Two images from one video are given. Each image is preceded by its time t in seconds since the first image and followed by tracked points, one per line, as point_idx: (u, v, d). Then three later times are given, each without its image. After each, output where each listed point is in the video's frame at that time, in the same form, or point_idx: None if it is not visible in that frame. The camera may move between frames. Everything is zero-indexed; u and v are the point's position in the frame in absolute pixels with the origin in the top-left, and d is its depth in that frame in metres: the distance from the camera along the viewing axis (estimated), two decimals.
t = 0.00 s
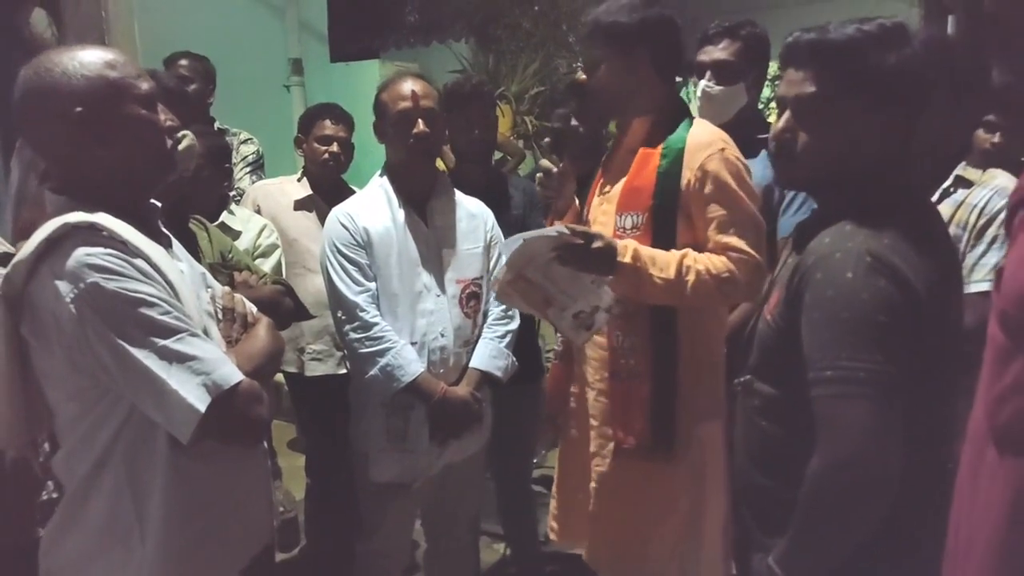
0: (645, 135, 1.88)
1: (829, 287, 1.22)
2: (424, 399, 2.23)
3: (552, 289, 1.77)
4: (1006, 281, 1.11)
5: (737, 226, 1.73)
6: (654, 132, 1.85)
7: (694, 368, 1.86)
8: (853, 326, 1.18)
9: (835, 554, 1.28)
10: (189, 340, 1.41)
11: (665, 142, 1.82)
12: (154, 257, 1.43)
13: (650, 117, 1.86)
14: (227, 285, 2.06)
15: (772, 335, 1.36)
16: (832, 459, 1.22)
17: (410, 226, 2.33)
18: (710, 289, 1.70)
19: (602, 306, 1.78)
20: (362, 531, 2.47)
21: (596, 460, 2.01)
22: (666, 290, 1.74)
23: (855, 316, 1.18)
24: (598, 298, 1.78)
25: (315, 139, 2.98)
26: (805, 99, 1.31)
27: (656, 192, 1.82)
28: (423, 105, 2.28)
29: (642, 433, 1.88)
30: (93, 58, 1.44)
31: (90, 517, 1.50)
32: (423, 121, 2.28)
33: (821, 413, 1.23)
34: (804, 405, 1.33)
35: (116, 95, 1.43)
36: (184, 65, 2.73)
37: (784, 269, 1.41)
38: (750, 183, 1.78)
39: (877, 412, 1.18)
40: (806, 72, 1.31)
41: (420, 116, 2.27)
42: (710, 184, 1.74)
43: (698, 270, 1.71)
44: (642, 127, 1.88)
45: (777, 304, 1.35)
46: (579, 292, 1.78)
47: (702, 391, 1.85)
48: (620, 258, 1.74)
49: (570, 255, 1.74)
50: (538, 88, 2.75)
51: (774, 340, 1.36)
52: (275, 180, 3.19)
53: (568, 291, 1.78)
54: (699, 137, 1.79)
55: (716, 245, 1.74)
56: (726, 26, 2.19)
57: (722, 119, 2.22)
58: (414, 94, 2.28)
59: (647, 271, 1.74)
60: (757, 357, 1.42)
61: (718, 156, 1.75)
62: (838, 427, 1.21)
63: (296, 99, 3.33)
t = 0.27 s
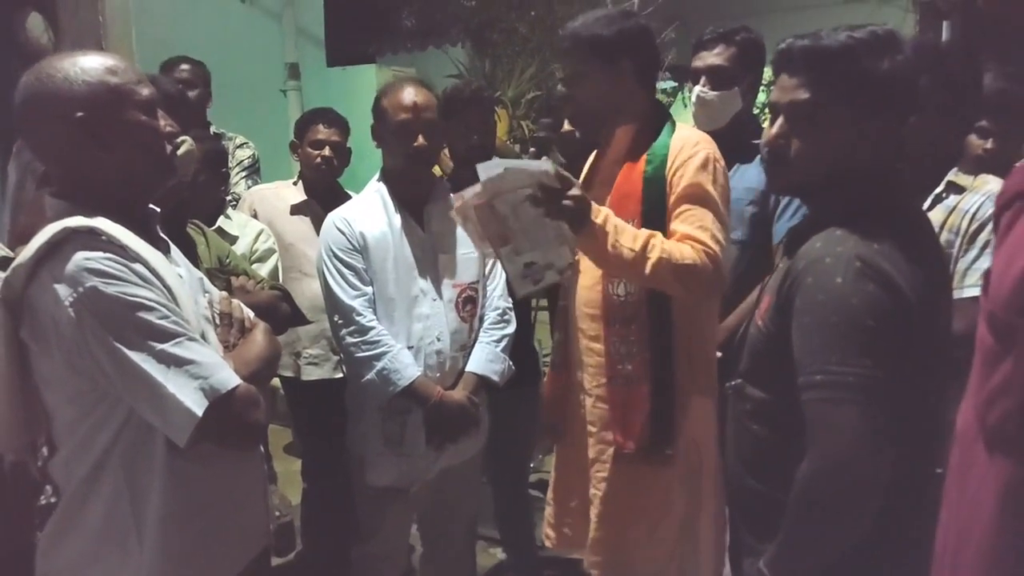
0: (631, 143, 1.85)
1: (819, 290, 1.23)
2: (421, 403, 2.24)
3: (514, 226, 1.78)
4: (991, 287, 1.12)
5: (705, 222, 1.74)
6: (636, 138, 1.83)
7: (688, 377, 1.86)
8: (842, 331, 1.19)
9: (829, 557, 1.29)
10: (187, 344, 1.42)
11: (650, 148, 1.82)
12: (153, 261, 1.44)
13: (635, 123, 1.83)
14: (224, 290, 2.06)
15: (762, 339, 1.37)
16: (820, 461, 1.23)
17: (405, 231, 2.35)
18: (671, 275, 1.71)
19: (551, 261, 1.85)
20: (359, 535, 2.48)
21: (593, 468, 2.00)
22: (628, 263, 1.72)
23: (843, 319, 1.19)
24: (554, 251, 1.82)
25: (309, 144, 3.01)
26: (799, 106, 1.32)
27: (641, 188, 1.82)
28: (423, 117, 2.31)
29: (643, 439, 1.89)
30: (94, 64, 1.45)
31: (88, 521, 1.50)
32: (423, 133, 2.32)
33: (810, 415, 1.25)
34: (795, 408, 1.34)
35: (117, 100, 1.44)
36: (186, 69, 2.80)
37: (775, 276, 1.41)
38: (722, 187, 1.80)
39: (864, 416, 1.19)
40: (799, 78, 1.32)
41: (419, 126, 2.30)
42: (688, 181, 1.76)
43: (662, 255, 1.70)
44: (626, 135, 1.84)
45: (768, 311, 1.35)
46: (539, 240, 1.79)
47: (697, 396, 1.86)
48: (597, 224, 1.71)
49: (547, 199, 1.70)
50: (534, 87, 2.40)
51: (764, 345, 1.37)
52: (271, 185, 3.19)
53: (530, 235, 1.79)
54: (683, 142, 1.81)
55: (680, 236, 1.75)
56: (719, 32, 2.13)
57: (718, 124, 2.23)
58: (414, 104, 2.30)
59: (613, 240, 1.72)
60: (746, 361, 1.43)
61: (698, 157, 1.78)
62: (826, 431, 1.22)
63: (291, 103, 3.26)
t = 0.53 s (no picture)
0: (617, 148, 1.87)
1: (821, 294, 1.23)
2: (419, 406, 2.27)
3: (514, 241, 1.80)
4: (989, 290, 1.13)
5: (701, 224, 1.80)
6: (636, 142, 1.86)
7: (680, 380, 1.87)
8: (844, 334, 1.20)
9: (826, 558, 1.29)
10: (185, 345, 1.42)
11: (639, 148, 1.85)
12: (151, 263, 1.44)
13: (624, 126, 1.84)
14: (222, 291, 2.06)
15: (762, 341, 1.38)
16: (822, 463, 1.24)
17: (404, 233, 2.36)
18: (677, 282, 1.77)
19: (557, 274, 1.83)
20: (357, 535, 2.48)
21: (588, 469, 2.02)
22: (628, 270, 1.76)
23: (846, 324, 1.20)
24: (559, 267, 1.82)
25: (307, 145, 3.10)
26: (797, 109, 1.32)
27: (631, 191, 1.86)
28: (420, 116, 2.33)
29: (637, 440, 1.91)
30: (94, 67, 1.45)
31: (86, 522, 1.50)
32: (420, 131, 2.34)
33: (809, 418, 1.25)
34: (795, 411, 1.35)
35: (116, 103, 1.45)
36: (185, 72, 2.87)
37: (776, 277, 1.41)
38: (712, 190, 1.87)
39: (863, 419, 1.20)
40: (804, 81, 1.32)
41: (417, 126, 2.32)
42: (678, 184, 1.81)
43: (664, 258, 1.75)
44: (615, 139, 1.86)
45: (768, 312, 1.36)
46: (541, 254, 1.80)
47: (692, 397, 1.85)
48: (592, 232, 1.75)
49: (542, 213, 1.74)
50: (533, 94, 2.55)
51: (764, 346, 1.38)
52: (270, 187, 3.19)
53: (529, 248, 1.80)
54: (670, 142, 1.85)
55: (678, 238, 1.80)
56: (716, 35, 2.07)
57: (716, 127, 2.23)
58: (411, 103, 2.32)
59: (614, 246, 1.75)
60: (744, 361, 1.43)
61: (686, 159, 1.83)
62: (828, 434, 1.22)
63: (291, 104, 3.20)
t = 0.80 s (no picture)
0: (612, 145, 1.88)
1: (825, 298, 1.24)
2: (418, 406, 2.24)
3: (554, 303, 1.78)
4: (990, 289, 1.13)
5: (715, 222, 1.80)
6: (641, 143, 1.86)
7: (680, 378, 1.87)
8: (852, 334, 1.20)
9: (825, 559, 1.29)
10: (184, 344, 1.42)
11: (639, 149, 1.83)
12: (150, 261, 1.44)
13: (618, 126, 1.86)
14: (222, 291, 2.06)
15: (767, 338, 1.38)
16: (829, 465, 1.23)
17: (403, 233, 2.35)
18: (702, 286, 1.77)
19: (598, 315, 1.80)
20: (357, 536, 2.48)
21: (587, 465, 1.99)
22: (661, 294, 1.77)
23: (855, 325, 1.20)
24: (597, 309, 1.79)
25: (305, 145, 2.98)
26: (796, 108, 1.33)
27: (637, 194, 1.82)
28: (416, 115, 2.28)
29: (634, 437, 1.89)
30: (94, 66, 1.46)
31: (85, 521, 1.50)
32: (415, 131, 2.29)
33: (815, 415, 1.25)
34: (804, 410, 1.35)
35: (116, 102, 1.45)
36: (177, 72, 2.70)
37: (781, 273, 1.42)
38: (717, 183, 1.86)
39: (865, 417, 1.20)
40: (812, 80, 1.32)
41: (412, 125, 2.28)
42: (688, 185, 1.79)
43: (692, 269, 1.76)
44: (611, 137, 1.87)
45: (773, 310, 1.36)
46: (579, 305, 1.78)
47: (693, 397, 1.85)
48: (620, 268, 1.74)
49: (576, 269, 1.72)
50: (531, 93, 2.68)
51: (768, 344, 1.38)
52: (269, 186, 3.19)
53: (568, 305, 1.78)
54: (670, 143, 1.83)
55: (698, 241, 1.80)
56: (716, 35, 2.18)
57: (715, 127, 2.23)
58: (407, 104, 2.28)
59: (644, 272, 1.76)
60: (747, 359, 1.44)
61: (693, 160, 1.80)
62: (833, 435, 1.22)
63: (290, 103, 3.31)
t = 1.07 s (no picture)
0: (622, 143, 1.89)
1: (845, 305, 1.26)
2: (418, 405, 2.24)
3: (577, 291, 1.84)
4: (990, 288, 1.13)
5: (724, 223, 1.86)
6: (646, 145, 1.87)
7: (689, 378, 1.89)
8: (874, 338, 1.22)
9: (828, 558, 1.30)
10: (183, 343, 1.42)
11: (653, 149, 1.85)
12: (150, 261, 1.44)
13: (626, 125, 1.88)
14: (221, 290, 2.06)
15: (776, 337, 1.39)
16: (853, 468, 1.26)
17: (403, 231, 2.35)
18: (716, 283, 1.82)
19: (615, 309, 1.84)
20: (357, 535, 2.48)
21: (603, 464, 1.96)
22: (681, 290, 1.79)
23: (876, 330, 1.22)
24: (615, 302, 1.83)
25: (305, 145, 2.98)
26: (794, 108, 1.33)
27: (653, 192, 1.84)
28: (415, 114, 2.28)
29: (650, 435, 1.90)
30: (92, 66, 1.46)
31: (85, 522, 1.50)
32: (414, 129, 2.29)
33: (838, 422, 1.28)
34: (813, 411, 1.36)
35: (115, 102, 1.45)
36: (172, 72, 2.70)
37: (795, 267, 1.42)
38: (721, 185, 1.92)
39: (887, 422, 1.23)
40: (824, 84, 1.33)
41: (411, 124, 2.28)
42: (703, 185, 1.83)
43: (707, 268, 1.81)
44: (619, 136, 1.88)
45: (784, 309, 1.37)
46: (602, 296, 1.83)
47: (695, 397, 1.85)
48: (647, 262, 1.76)
49: (606, 262, 1.76)
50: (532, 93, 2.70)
51: (775, 344, 1.39)
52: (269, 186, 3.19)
53: (591, 296, 1.83)
54: (682, 144, 1.86)
55: (709, 241, 1.85)
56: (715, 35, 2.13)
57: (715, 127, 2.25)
58: (405, 102, 2.28)
59: (666, 270, 1.78)
60: (752, 358, 1.45)
61: (706, 161, 1.85)
62: (853, 438, 1.25)
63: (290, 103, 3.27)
